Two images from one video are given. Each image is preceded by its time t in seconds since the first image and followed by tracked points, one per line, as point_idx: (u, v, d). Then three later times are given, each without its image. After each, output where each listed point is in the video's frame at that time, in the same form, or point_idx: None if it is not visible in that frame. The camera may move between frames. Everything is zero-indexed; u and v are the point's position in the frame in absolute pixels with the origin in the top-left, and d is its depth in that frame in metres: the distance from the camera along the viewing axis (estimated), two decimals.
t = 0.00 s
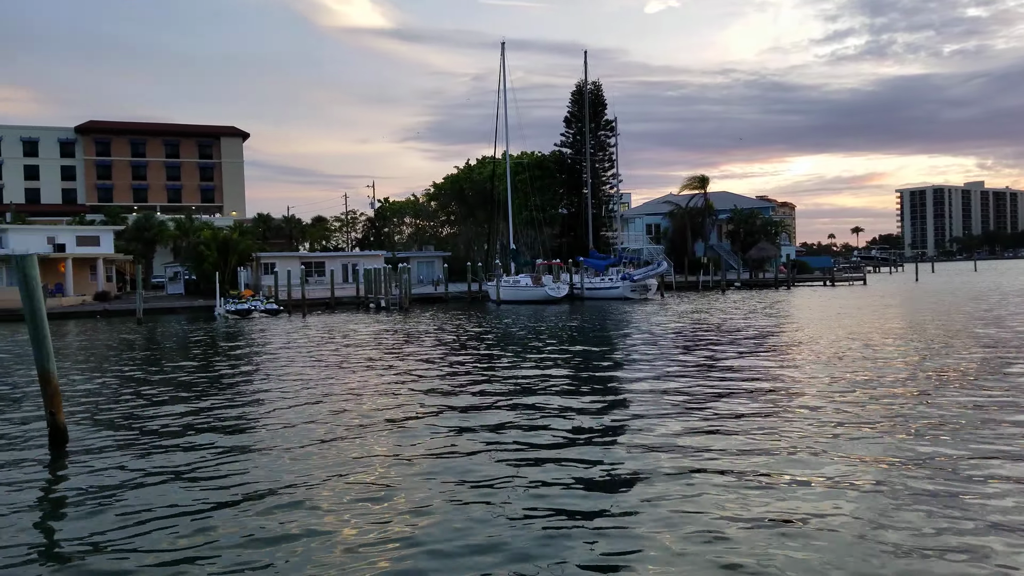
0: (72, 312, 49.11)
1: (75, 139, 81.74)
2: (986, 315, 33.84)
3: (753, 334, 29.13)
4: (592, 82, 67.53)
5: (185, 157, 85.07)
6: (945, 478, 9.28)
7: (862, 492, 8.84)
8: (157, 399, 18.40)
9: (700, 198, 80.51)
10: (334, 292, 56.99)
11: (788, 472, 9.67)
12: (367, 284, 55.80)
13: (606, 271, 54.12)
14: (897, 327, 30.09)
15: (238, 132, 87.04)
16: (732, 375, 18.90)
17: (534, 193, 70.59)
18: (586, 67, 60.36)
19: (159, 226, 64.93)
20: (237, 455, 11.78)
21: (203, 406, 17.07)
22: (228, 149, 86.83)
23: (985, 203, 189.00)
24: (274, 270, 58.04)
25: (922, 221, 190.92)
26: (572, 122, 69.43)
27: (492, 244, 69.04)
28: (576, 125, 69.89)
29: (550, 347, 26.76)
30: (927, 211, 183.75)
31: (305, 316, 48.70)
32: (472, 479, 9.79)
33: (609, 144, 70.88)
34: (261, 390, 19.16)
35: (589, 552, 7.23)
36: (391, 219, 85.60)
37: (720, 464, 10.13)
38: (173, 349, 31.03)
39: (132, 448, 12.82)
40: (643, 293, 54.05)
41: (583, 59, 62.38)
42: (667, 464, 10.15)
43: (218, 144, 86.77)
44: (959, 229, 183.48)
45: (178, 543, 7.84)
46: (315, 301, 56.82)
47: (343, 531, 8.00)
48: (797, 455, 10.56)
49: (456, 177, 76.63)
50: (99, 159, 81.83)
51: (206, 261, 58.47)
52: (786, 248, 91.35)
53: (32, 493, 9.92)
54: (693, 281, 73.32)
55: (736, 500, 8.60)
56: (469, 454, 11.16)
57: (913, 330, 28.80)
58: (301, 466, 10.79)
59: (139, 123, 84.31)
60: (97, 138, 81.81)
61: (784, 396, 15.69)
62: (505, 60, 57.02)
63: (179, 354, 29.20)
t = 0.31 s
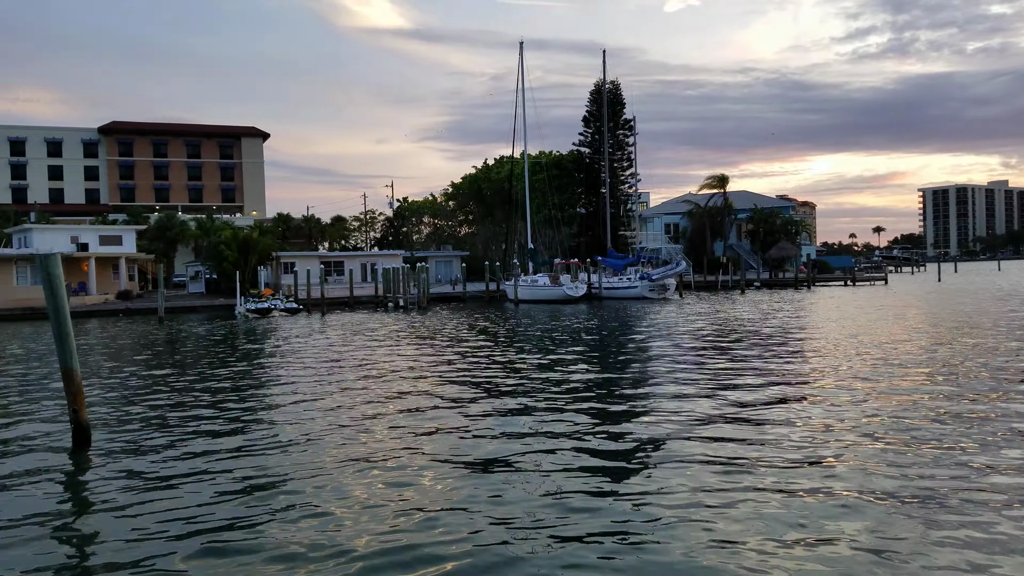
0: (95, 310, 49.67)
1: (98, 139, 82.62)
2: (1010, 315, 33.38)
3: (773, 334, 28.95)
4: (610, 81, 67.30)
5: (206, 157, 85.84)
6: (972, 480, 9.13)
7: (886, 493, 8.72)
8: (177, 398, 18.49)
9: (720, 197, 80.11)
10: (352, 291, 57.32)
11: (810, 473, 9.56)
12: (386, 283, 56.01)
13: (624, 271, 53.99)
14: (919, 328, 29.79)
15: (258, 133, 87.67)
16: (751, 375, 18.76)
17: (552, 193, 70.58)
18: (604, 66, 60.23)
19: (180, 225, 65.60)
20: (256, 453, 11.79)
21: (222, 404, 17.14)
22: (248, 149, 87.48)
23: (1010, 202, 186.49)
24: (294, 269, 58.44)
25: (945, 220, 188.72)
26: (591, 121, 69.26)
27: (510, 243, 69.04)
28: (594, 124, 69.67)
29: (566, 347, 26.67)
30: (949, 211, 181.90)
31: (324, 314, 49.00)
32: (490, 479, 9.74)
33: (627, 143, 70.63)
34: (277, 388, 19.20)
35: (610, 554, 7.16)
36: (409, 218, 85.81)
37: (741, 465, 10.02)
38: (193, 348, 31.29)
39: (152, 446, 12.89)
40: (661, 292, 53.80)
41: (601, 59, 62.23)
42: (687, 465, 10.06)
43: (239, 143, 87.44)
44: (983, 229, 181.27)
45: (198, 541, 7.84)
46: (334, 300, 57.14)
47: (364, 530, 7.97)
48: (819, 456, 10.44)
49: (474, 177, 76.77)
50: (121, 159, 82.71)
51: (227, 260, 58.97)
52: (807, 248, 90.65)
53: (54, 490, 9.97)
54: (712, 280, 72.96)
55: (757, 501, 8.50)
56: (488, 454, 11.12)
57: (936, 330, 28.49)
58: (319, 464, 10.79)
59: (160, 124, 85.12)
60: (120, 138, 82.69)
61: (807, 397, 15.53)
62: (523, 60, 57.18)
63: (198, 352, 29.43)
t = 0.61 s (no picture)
0: (101, 309, 49.86)
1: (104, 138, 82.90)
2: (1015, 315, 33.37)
3: (778, 334, 28.96)
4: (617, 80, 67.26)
5: (213, 156, 86.15)
6: (978, 480, 9.17)
7: (893, 494, 8.72)
8: (184, 396, 18.58)
9: (726, 197, 80.07)
10: (358, 290, 57.47)
11: (816, 474, 9.57)
12: (391, 282, 56.09)
13: (630, 270, 54.00)
14: (925, 327, 29.82)
15: (264, 132, 87.94)
16: (755, 375, 18.77)
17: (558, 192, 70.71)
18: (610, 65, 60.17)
19: (187, 224, 65.84)
20: (262, 452, 11.86)
21: (229, 403, 17.22)
22: (254, 148, 87.79)
23: (1017, 203, 185.96)
24: (300, 268, 58.61)
25: (952, 220, 188.21)
26: (596, 120, 69.24)
27: (515, 242, 69.10)
28: (600, 123, 69.68)
29: (571, 346, 26.69)
30: (955, 211, 181.52)
31: (329, 313, 49.15)
32: (498, 479, 9.76)
33: (633, 143, 70.58)
34: (282, 387, 19.27)
35: (619, 555, 7.15)
36: (415, 217, 85.83)
37: (751, 465, 10.04)
38: (199, 346, 31.43)
39: (159, 444, 13.00)
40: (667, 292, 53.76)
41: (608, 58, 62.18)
42: (693, 465, 10.10)
43: (245, 143, 87.72)
44: (990, 230, 180.74)
45: (204, 540, 7.89)
46: (339, 299, 57.26)
47: (369, 528, 8.03)
48: (827, 457, 10.44)
49: (479, 175, 76.90)
50: (128, 158, 82.99)
51: (233, 259, 59.18)
52: (813, 247, 90.56)
53: (61, 488, 10.07)
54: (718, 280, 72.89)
55: (765, 501, 8.53)
56: (494, 454, 11.14)
57: (943, 330, 28.43)
58: (324, 464, 10.83)
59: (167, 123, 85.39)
60: (126, 137, 82.98)
61: (811, 397, 15.56)
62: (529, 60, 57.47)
63: (202, 351, 29.52)
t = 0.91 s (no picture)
0: (117, 307, 50.35)
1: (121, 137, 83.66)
2: None
3: (792, 334, 28.84)
4: (630, 79, 67.15)
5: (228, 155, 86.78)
6: (986, 480, 9.23)
7: (902, 497, 8.67)
8: (198, 394, 18.74)
9: (740, 195, 79.84)
10: (372, 288, 57.76)
11: (824, 476, 9.55)
12: (405, 281, 56.32)
13: (643, 269, 53.96)
14: (940, 327, 29.70)
15: (279, 131, 88.48)
16: (768, 375, 18.79)
17: (571, 190, 70.77)
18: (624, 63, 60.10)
19: (202, 222, 66.34)
20: (274, 449, 12.01)
21: (243, 400, 17.40)
22: (269, 147, 88.36)
23: None
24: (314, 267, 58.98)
25: (969, 219, 186.40)
26: (610, 119, 69.23)
27: (528, 241, 69.05)
28: (614, 121, 69.64)
29: (583, 345, 26.77)
30: (971, 211, 180.22)
31: (343, 311, 49.45)
32: (506, 479, 9.81)
33: (647, 142, 70.45)
34: (296, 385, 19.48)
35: (623, 557, 7.18)
36: (428, 216, 85.99)
37: (758, 466, 10.05)
38: (214, 343, 31.75)
39: (173, 441, 13.18)
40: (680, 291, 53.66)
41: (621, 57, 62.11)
42: (700, 466, 10.12)
43: (260, 142, 88.29)
44: (1008, 230, 179.14)
45: (214, 537, 8.01)
46: (353, 297, 57.53)
47: (379, 525, 8.20)
48: (836, 457, 10.47)
49: (493, 174, 77.09)
50: (144, 157, 83.73)
51: (248, 257, 59.63)
52: (828, 247, 90.13)
53: (75, 484, 10.26)
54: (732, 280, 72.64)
55: (771, 503, 8.53)
56: (504, 453, 11.20)
57: (959, 330, 28.20)
58: (335, 461, 10.95)
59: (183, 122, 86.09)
60: (142, 136, 83.70)
61: (823, 396, 15.60)
62: (543, 60, 57.71)
63: (217, 348, 29.83)
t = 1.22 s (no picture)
0: (133, 305, 50.80)
1: (137, 136, 84.31)
2: None
3: (805, 334, 28.74)
4: (644, 78, 67.01)
5: (243, 155, 87.35)
6: (1004, 480, 9.24)
7: (918, 499, 8.59)
8: (211, 392, 18.80)
9: (754, 195, 79.59)
10: (385, 287, 58.01)
11: (838, 478, 9.47)
12: (418, 279, 56.49)
13: (656, 269, 53.97)
14: (955, 328, 29.54)
15: (293, 130, 88.96)
16: (783, 375, 18.76)
17: (584, 189, 70.82)
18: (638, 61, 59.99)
19: (217, 221, 66.85)
20: (291, 447, 12.08)
21: (258, 399, 17.51)
22: (284, 147, 88.86)
23: None
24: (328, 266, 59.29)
25: (986, 219, 184.89)
26: (623, 118, 69.16)
27: (541, 240, 69.01)
28: (627, 121, 69.51)
29: (595, 345, 26.82)
30: (987, 212, 178.90)
31: (356, 310, 49.69)
32: (518, 479, 9.79)
33: (660, 141, 70.27)
34: (311, 384, 19.57)
35: (638, 559, 7.12)
36: (441, 215, 86.13)
37: (772, 468, 9.97)
38: (228, 342, 31.94)
39: (189, 439, 13.31)
40: (694, 291, 53.58)
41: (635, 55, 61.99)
42: (712, 467, 10.06)
43: (275, 141, 88.82)
44: None
45: (230, 533, 8.09)
46: (366, 296, 57.80)
47: (396, 522, 8.25)
48: (851, 457, 10.50)
49: (505, 173, 77.22)
50: (159, 156, 84.37)
51: (262, 256, 59.97)
52: (842, 247, 89.65)
53: (91, 482, 10.34)
54: (746, 279, 72.41)
55: (786, 505, 8.46)
56: (516, 453, 11.17)
57: (975, 331, 28.06)
58: (349, 461, 10.97)
59: (198, 121, 86.70)
60: (158, 135, 84.35)
61: (838, 397, 15.57)
62: (557, 58, 57.91)
63: (230, 347, 30.01)
